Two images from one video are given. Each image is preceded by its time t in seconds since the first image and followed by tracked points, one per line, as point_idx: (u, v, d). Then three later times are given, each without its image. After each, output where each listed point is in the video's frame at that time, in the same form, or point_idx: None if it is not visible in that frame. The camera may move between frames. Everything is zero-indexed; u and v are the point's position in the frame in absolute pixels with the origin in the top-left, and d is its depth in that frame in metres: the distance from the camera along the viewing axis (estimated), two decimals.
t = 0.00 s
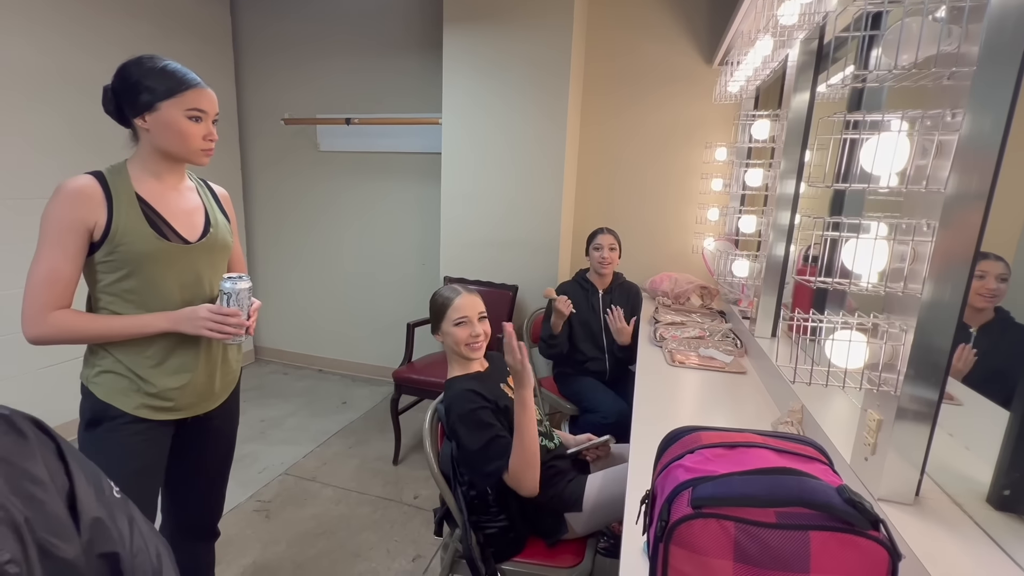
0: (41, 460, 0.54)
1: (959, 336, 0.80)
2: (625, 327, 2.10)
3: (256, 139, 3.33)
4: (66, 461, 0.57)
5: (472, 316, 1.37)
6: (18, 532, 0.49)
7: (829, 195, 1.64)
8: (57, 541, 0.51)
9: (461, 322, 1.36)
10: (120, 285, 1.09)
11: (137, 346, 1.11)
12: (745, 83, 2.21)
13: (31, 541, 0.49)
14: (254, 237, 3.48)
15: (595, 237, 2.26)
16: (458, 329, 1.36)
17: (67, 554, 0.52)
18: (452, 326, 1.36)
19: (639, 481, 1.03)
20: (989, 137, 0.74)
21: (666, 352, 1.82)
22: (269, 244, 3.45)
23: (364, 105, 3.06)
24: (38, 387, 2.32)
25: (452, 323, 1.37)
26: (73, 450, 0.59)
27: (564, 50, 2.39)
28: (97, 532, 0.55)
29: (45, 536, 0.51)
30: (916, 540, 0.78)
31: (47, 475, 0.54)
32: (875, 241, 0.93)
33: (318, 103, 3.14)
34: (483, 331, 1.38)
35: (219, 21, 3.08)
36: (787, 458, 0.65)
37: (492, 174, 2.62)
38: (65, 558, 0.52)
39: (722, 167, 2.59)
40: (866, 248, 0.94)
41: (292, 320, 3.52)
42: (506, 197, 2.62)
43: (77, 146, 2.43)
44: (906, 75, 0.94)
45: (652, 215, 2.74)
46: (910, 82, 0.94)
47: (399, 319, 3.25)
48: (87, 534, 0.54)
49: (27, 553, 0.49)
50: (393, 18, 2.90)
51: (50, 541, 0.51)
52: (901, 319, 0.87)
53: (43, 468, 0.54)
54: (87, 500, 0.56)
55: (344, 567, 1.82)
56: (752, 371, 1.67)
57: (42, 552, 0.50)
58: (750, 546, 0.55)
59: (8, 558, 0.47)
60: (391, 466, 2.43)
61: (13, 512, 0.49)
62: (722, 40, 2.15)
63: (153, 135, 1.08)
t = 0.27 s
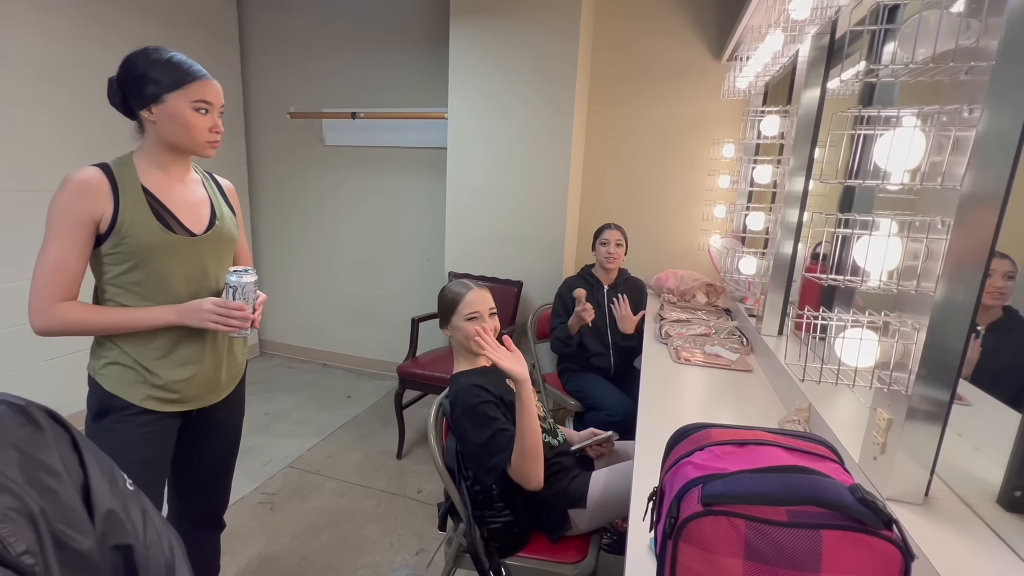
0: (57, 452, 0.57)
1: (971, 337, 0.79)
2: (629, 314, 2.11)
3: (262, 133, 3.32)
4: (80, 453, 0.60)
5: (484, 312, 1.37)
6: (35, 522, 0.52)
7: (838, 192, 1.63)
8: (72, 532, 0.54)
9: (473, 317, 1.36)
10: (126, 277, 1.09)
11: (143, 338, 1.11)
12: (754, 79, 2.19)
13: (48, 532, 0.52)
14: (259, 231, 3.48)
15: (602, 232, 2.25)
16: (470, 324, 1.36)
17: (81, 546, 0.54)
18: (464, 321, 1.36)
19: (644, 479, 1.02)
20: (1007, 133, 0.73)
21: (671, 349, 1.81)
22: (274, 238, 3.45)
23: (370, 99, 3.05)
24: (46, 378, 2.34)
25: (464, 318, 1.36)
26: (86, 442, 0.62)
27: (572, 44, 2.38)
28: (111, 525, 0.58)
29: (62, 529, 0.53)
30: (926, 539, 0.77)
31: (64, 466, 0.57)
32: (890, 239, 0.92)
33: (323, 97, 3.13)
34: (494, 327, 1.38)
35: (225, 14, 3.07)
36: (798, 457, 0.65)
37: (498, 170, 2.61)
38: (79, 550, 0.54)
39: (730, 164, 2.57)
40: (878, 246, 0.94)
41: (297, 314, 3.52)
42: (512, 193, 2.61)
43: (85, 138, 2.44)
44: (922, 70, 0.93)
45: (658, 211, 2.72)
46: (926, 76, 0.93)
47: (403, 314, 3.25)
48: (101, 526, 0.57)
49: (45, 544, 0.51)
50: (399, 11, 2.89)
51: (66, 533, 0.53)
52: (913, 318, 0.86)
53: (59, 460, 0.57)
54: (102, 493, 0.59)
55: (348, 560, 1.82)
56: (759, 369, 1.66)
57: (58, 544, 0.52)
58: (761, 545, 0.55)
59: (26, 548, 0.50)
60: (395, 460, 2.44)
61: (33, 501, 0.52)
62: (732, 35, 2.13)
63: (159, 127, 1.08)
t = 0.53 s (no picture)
0: (92, 439, 0.51)
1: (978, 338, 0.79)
2: (639, 310, 2.07)
3: (269, 128, 3.34)
4: (115, 443, 0.54)
5: (507, 307, 1.38)
6: (66, 509, 0.46)
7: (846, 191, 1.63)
8: (105, 519, 0.48)
9: (499, 313, 1.36)
10: (138, 271, 1.10)
11: (154, 332, 1.12)
12: (763, 76, 2.19)
13: (83, 519, 0.47)
14: (266, 226, 3.50)
15: (611, 229, 2.25)
16: (495, 321, 1.35)
17: (114, 531, 0.49)
18: (490, 317, 1.35)
19: (650, 475, 1.03)
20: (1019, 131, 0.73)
21: (677, 347, 1.81)
22: (281, 233, 3.47)
23: (377, 95, 3.06)
24: (56, 371, 2.36)
25: (488, 314, 1.35)
26: (121, 432, 0.56)
27: (580, 41, 2.38)
28: (143, 512, 0.52)
29: (96, 514, 0.48)
30: (931, 537, 0.78)
31: (97, 456, 0.51)
32: (899, 237, 0.93)
33: (331, 93, 3.14)
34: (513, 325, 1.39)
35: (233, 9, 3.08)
36: (805, 453, 0.65)
37: (504, 167, 2.62)
38: (112, 537, 0.48)
39: (737, 162, 2.56)
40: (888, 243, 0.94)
41: (303, 309, 3.54)
42: (519, 189, 2.61)
43: (96, 133, 2.45)
44: (933, 69, 0.93)
45: (665, 209, 2.72)
46: (937, 75, 0.93)
47: (409, 310, 3.26)
48: (132, 513, 0.51)
49: (78, 530, 0.46)
50: (407, 7, 2.89)
51: (100, 519, 0.48)
52: (922, 317, 0.87)
53: (92, 448, 0.51)
54: (134, 481, 0.53)
55: (354, 553, 1.84)
56: (764, 367, 1.66)
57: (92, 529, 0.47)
58: (768, 538, 0.55)
59: (59, 534, 0.45)
60: (401, 455, 2.45)
61: (63, 489, 0.47)
62: (741, 32, 2.13)
63: (170, 122, 1.09)
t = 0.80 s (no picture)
0: (99, 420, 0.55)
1: (977, 334, 0.79)
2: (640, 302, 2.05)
3: (270, 120, 3.33)
4: (120, 424, 0.58)
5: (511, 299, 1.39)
6: (81, 487, 0.50)
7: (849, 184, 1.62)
8: (113, 497, 0.52)
9: (503, 305, 1.37)
10: (140, 261, 1.10)
11: (157, 322, 1.13)
12: (765, 70, 2.18)
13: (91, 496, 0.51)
14: (267, 219, 3.50)
15: (619, 223, 2.25)
16: (499, 312, 1.36)
17: (119, 509, 0.53)
18: (494, 308, 1.36)
19: (650, 466, 1.04)
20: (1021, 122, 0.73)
21: (677, 341, 1.82)
22: (282, 226, 3.47)
23: (378, 87, 3.05)
24: (58, 362, 2.37)
25: (494, 306, 1.36)
26: (125, 414, 0.60)
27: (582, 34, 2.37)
28: (149, 492, 0.56)
29: (104, 493, 0.52)
30: (926, 526, 0.79)
31: (106, 437, 0.55)
32: (900, 230, 0.93)
33: (332, 85, 3.13)
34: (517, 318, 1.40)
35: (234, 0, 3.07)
36: (803, 442, 0.66)
37: (506, 160, 2.61)
38: (118, 513, 0.53)
39: (739, 156, 2.56)
40: (889, 236, 0.94)
41: (304, 302, 3.55)
42: (520, 183, 2.61)
43: (97, 124, 2.45)
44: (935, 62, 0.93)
45: (665, 203, 2.72)
46: (939, 69, 0.93)
47: (409, 303, 3.27)
48: (139, 493, 0.55)
49: (87, 507, 0.50)
50: None
51: (107, 496, 0.52)
52: (921, 310, 0.87)
53: (99, 429, 0.55)
54: (140, 460, 0.57)
55: (355, 543, 1.85)
56: (764, 361, 1.67)
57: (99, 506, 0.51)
58: (765, 525, 0.56)
59: (70, 510, 0.49)
60: (401, 447, 2.46)
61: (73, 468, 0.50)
62: (744, 24, 2.12)
63: (171, 112, 1.09)
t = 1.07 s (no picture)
0: (76, 434, 0.52)
1: (966, 336, 0.79)
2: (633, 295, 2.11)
3: (263, 116, 3.30)
4: (100, 438, 0.54)
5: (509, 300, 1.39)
6: (54, 503, 0.47)
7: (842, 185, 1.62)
8: (91, 513, 0.49)
9: (503, 305, 1.37)
10: (130, 261, 1.09)
11: (147, 322, 1.12)
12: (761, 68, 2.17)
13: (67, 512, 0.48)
14: (261, 215, 3.48)
15: (612, 222, 2.27)
16: (499, 312, 1.36)
17: (96, 525, 0.50)
18: (495, 308, 1.35)
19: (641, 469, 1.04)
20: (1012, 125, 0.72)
21: (670, 340, 1.82)
22: (276, 222, 3.45)
23: (372, 83, 3.03)
24: (49, 359, 2.35)
25: (494, 306, 1.35)
26: (105, 423, 0.56)
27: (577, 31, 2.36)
28: (128, 505, 0.53)
29: (80, 510, 0.49)
30: (913, 529, 0.80)
31: (84, 450, 0.52)
32: (892, 233, 0.93)
33: (326, 80, 3.11)
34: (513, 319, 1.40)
35: None
36: (792, 448, 0.66)
37: (501, 157, 2.61)
38: (94, 531, 0.49)
39: (734, 155, 2.55)
40: (880, 241, 0.95)
41: (298, 299, 3.53)
42: (515, 180, 2.60)
43: (87, 119, 2.43)
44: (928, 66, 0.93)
45: (660, 202, 2.72)
46: (931, 72, 0.93)
47: (404, 300, 3.26)
48: (117, 506, 0.52)
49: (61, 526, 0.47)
50: None
51: (83, 513, 0.49)
52: (911, 314, 0.87)
53: (78, 444, 0.51)
54: (120, 473, 0.54)
55: (348, 541, 1.85)
56: (757, 360, 1.67)
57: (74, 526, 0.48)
58: (752, 532, 0.56)
59: (43, 528, 0.46)
60: (395, 445, 2.46)
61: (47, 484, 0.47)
62: (739, 22, 2.11)
63: (159, 109, 1.07)
